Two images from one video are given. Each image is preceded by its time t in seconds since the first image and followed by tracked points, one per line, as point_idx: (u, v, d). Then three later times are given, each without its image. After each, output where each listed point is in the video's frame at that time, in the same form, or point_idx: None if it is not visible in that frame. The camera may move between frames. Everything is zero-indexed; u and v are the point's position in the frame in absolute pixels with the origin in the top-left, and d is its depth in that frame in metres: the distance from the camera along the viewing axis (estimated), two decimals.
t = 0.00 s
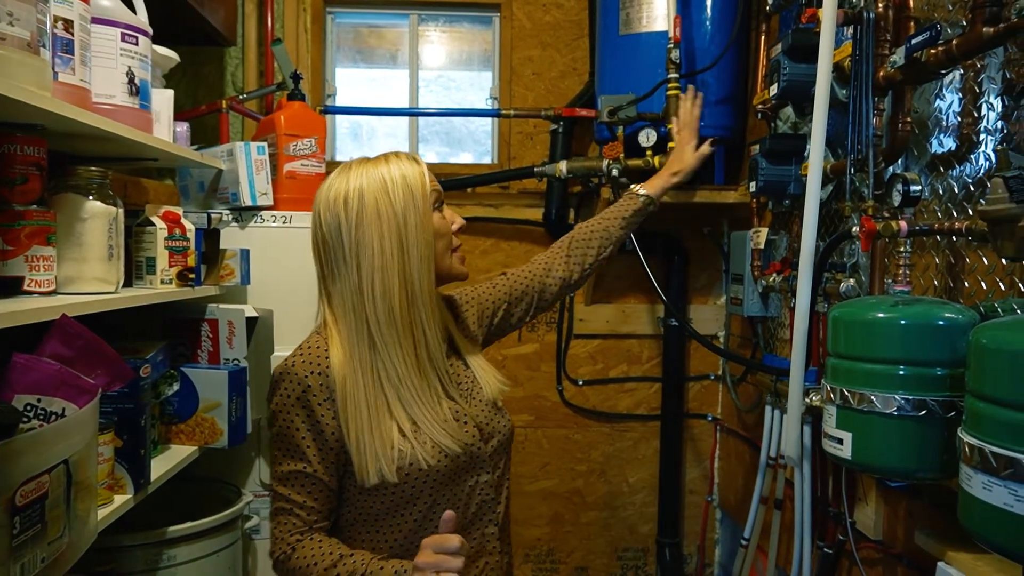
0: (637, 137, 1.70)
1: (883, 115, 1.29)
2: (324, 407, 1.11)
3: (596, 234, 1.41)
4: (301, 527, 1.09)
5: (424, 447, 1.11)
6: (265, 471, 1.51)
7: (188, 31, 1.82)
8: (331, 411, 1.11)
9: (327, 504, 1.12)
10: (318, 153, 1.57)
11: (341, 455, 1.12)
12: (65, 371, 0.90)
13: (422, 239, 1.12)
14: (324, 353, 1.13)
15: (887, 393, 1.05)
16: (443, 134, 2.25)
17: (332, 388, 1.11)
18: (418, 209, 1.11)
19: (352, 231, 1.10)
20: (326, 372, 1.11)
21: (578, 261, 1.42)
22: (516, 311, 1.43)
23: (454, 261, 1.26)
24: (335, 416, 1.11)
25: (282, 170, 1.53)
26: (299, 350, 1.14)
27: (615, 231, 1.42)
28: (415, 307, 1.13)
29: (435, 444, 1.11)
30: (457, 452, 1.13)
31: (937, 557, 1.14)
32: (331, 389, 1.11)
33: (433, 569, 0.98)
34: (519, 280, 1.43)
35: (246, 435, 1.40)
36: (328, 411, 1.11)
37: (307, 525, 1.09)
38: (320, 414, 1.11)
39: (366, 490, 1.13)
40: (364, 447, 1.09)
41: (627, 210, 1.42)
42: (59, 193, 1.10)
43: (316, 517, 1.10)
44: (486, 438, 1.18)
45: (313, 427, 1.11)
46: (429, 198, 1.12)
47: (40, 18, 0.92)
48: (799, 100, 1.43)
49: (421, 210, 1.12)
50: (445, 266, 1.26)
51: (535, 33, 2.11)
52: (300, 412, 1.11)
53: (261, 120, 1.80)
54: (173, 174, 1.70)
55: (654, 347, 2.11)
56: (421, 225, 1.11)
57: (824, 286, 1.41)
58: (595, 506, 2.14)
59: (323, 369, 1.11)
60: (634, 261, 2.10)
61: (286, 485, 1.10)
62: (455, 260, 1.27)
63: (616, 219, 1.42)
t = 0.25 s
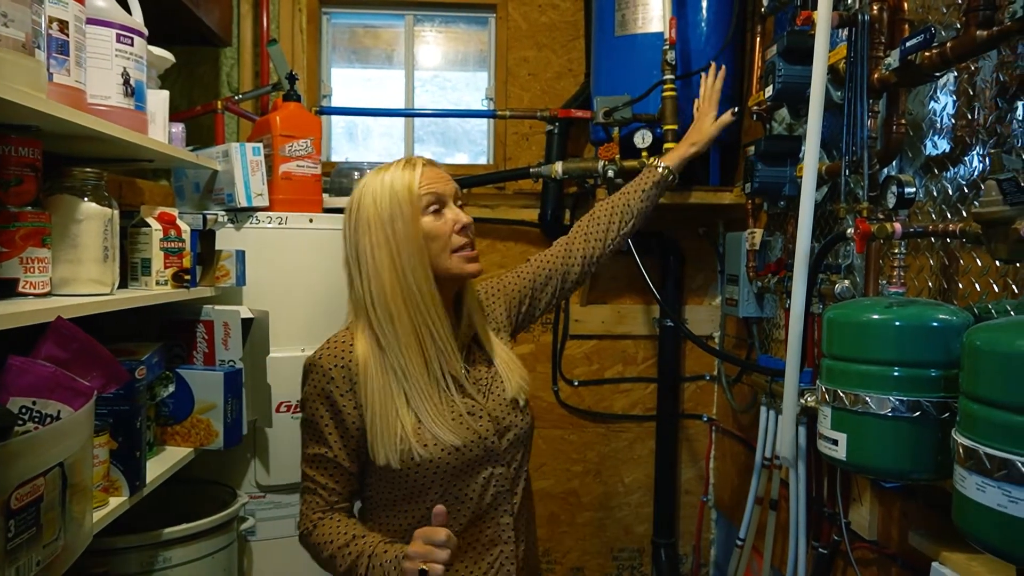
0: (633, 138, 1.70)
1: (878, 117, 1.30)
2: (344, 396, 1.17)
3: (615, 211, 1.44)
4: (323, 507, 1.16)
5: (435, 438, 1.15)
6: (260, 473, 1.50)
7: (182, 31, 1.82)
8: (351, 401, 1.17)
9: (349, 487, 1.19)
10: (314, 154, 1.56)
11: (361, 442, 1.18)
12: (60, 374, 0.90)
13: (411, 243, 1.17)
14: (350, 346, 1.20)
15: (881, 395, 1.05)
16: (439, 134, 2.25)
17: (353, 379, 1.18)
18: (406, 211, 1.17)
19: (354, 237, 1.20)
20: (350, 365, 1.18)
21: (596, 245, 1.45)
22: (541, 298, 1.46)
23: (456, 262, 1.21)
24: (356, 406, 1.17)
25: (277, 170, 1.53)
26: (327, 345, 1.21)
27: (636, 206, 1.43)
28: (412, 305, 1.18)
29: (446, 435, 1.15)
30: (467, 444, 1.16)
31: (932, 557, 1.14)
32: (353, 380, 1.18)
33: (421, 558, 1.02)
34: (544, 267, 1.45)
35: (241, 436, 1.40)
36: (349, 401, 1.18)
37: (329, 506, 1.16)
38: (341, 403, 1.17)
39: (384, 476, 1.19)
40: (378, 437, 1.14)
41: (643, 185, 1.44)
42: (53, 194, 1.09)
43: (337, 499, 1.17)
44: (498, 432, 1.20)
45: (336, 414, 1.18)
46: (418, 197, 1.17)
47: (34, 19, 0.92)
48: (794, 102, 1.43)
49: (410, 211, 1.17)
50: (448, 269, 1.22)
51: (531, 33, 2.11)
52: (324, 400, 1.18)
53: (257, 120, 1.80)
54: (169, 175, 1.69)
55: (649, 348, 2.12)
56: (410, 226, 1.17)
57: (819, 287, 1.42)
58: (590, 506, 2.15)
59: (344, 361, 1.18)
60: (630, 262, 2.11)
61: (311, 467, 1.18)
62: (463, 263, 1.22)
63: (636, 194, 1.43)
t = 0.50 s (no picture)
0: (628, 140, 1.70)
1: (872, 120, 1.31)
2: (355, 381, 1.16)
3: (608, 196, 1.42)
4: (329, 488, 1.14)
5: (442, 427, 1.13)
6: (256, 475, 1.50)
7: (176, 31, 1.81)
8: (362, 387, 1.15)
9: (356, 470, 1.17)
10: (309, 155, 1.56)
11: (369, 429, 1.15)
12: (56, 378, 0.90)
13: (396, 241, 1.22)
14: (365, 334, 1.20)
15: (875, 396, 1.06)
16: (434, 135, 2.25)
17: (366, 365, 1.16)
18: (393, 211, 1.22)
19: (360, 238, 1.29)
20: (363, 350, 1.17)
21: (598, 225, 1.42)
22: (552, 294, 1.43)
23: (428, 269, 1.20)
24: (366, 390, 1.15)
25: (273, 172, 1.53)
26: (343, 332, 1.20)
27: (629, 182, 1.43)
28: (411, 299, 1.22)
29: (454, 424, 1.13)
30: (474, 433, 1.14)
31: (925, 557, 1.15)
32: (365, 365, 1.16)
33: (408, 543, 1.00)
34: (550, 255, 1.42)
35: (237, 438, 1.40)
36: (361, 386, 1.15)
37: (335, 487, 1.14)
38: (351, 387, 1.15)
39: (390, 462, 1.17)
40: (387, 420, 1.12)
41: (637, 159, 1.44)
42: (48, 196, 1.09)
43: (344, 480, 1.15)
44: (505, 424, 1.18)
45: (346, 398, 1.16)
46: (407, 198, 1.22)
47: (29, 21, 0.91)
48: (788, 104, 1.44)
49: (397, 212, 1.22)
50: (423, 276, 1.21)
51: (526, 35, 2.11)
52: (335, 383, 1.16)
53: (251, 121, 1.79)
54: (163, 176, 1.69)
55: (644, 348, 2.12)
56: (397, 226, 1.22)
57: (813, 289, 1.43)
58: (585, 507, 2.15)
59: (358, 346, 1.17)
60: (624, 263, 2.11)
61: (320, 448, 1.16)
62: (437, 273, 1.20)
63: (631, 169, 1.44)
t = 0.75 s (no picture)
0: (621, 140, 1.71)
1: (863, 121, 1.31)
2: (356, 379, 1.15)
3: (600, 209, 1.43)
4: (328, 486, 1.13)
5: (441, 424, 1.13)
6: (249, 475, 1.50)
7: (169, 31, 1.81)
8: (363, 384, 1.15)
9: (355, 468, 1.16)
10: (302, 155, 1.56)
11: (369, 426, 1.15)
12: (48, 378, 0.89)
13: (395, 243, 1.23)
14: (365, 332, 1.20)
15: (866, 395, 1.06)
16: (428, 135, 2.25)
17: (367, 363, 1.16)
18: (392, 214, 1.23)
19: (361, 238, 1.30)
20: (364, 348, 1.17)
21: (592, 240, 1.42)
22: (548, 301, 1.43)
23: (426, 272, 1.21)
24: (367, 387, 1.15)
25: (266, 172, 1.53)
26: (343, 330, 1.20)
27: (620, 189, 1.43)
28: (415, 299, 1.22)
29: (454, 422, 1.14)
30: (473, 431, 1.14)
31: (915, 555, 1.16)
32: (366, 363, 1.16)
33: (417, 531, 1.00)
34: (548, 265, 1.43)
35: (230, 438, 1.40)
36: (361, 384, 1.15)
37: (334, 485, 1.14)
38: (352, 384, 1.15)
39: (390, 460, 1.16)
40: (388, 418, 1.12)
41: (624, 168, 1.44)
42: (40, 196, 1.09)
43: (343, 479, 1.14)
44: (503, 422, 1.18)
45: (347, 396, 1.15)
46: (407, 202, 1.23)
47: (21, 21, 0.91)
48: (780, 105, 1.45)
49: (397, 215, 1.23)
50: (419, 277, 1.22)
51: (519, 35, 2.11)
52: (336, 381, 1.16)
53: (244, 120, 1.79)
54: (156, 176, 1.69)
55: (637, 348, 2.13)
56: (398, 229, 1.23)
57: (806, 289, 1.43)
58: (579, 506, 2.16)
59: (359, 344, 1.17)
60: (618, 263, 2.12)
61: (319, 447, 1.15)
62: (434, 277, 1.21)
63: (620, 179, 1.44)
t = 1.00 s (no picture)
0: (613, 140, 1.71)
1: (853, 122, 1.32)
2: (347, 379, 1.15)
3: (594, 236, 1.43)
4: (319, 489, 1.13)
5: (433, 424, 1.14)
6: (240, 475, 1.50)
7: (161, 31, 1.81)
8: (354, 385, 1.15)
9: (346, 470, 1.16)
10: (294, 155, 1.56)
11: (360, 426, 1.15)
12: (37, 378, 0.89)
13: (416, 247, 1.17)
14: (355, 334, 1.19)
15: (855, 395, 1.07)
16: (421, 135, 2.25)
17: (358, 364, 1.16)
18: (417, 217, 1.16)
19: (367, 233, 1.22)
20: (354, 349, 1.17)
21: (585, 267, 1.42)
22: (538, 315, 1.44)
23: (452, 277, 1.20)
24: (358, 388, 1.15)
25: (257, 172, 1.53)
26: (333, 331, 1.20)
27: (611, 217, 1.43)
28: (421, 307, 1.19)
29: (445, 422, 1.14)
30: (464, 431, 1.15)
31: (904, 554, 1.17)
32: (356, 364, 1.16)
33: (417, 529, 1.00)
34: (541, 282, 1.44)
35: (221, 439, 1.39)
36: (352, 385, 1.15)
37: (324, 488, 1.13)
38: (343, 385, 1.15)
39: (381, 461, 1.16)
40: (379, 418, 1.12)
41: (615, 198, 1.44)
42: (30, 196, 1.09)
43: (334, 481, 1.14)
44: (494, 423, 1.19)
45: (337, 397, 1.15)
46: (431, 208, 1.17)
47: (10, 20, 0.91)
48: (771, 106, 1.46)
49: (421, 221, 1.16)
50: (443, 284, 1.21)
51: (511, 35, 2.11)
52: (326, 382, 1.15)
53: (236, 121, 1.78)
54: (147, 176, 1.68)
55: (630, 348, 2.13)
56: (421, 233, 1.17)
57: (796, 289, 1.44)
58: (571, 506, 2.16)
59: (349, 345, 1.17)
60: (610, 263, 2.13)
61: (309, 449, 1.14)
62: (456, 283, 1.21)
63: (610, 208, 1.44)
